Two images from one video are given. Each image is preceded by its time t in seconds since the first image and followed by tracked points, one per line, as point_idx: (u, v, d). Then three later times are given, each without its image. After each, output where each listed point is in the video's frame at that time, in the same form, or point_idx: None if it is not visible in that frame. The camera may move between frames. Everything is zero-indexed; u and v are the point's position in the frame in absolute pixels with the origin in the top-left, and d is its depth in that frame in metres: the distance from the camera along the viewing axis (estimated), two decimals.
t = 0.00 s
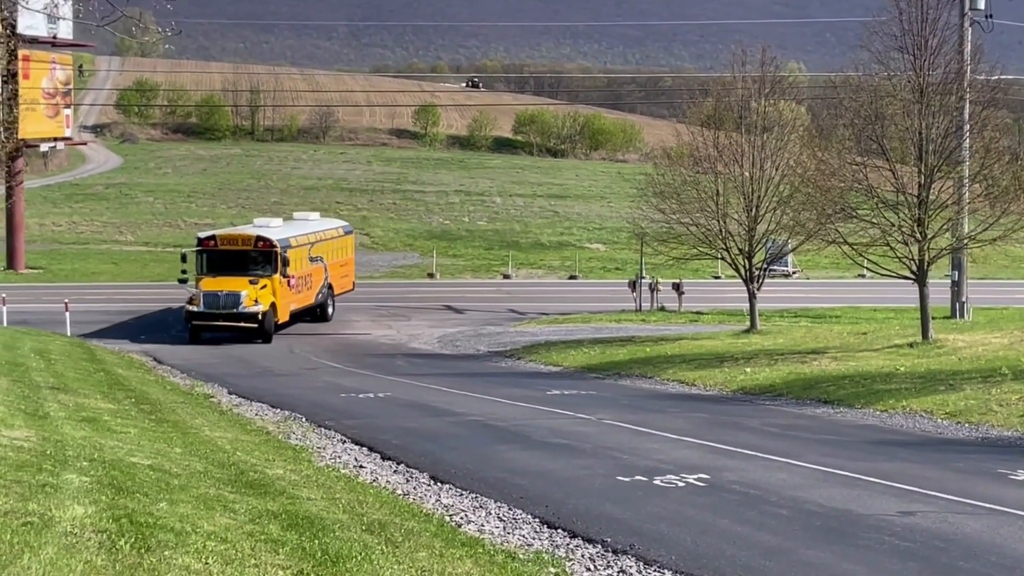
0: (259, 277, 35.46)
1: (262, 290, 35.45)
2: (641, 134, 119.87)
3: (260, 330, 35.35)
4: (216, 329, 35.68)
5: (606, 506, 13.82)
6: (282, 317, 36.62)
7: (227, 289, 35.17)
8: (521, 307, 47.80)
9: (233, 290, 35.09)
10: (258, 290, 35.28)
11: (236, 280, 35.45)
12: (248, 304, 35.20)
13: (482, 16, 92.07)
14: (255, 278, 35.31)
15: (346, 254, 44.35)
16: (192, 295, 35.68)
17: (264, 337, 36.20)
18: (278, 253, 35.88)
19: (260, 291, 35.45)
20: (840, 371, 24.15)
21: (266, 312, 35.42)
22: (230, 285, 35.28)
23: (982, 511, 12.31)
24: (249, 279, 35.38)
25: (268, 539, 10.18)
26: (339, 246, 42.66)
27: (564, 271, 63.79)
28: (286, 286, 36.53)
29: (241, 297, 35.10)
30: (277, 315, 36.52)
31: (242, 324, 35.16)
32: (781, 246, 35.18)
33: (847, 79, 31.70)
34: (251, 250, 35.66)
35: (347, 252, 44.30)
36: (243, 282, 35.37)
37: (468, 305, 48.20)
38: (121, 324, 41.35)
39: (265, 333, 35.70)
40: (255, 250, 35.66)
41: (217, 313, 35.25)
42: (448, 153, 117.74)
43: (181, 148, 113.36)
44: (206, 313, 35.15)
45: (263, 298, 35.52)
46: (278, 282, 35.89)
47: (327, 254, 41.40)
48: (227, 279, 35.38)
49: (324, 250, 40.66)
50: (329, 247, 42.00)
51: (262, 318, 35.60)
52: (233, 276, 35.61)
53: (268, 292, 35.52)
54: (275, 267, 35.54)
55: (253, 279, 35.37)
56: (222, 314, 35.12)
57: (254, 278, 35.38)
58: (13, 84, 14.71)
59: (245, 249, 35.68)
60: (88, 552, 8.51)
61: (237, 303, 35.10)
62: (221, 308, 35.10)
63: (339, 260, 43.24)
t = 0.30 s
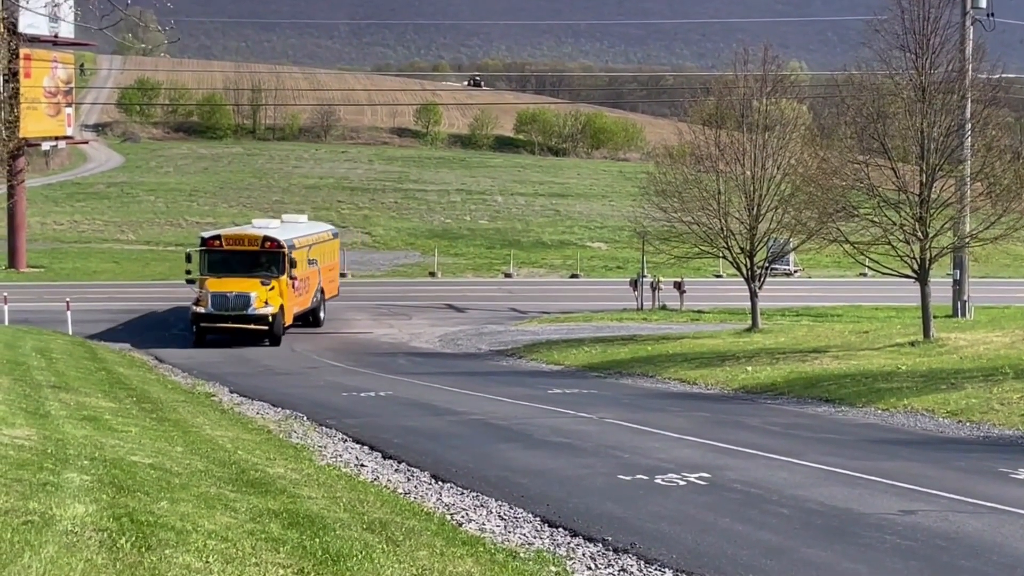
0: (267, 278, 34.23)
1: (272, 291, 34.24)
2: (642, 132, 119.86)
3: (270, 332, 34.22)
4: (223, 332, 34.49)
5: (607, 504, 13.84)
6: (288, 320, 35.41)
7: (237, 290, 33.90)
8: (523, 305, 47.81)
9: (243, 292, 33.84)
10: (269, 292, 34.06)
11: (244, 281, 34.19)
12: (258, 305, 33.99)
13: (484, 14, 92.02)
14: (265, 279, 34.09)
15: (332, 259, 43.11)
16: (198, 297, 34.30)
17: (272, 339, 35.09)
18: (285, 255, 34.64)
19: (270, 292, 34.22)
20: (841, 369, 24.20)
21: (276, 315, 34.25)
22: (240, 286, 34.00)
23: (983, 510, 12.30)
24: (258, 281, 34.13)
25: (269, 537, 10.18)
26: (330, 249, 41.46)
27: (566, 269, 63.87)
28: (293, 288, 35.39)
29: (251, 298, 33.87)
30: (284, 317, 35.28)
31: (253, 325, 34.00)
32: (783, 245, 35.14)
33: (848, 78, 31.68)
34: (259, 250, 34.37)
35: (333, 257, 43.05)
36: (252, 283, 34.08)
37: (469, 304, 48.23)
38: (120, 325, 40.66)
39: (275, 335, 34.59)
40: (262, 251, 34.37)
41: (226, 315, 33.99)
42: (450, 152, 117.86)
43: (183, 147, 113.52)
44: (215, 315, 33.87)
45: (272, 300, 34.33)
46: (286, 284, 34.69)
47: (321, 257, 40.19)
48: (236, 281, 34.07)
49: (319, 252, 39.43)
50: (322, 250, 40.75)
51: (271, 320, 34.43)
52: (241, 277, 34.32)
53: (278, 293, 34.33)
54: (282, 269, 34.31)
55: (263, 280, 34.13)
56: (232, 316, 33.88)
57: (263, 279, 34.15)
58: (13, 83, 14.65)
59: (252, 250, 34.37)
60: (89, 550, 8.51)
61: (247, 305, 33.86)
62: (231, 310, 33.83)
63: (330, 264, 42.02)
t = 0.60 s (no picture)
0: (277, 279, 32.32)
1: (283, 292, 32.34)
2: (643, 131, 119.87)
3: (282, 335, 32.42)
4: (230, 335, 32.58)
5: (608, 503, 13.84)
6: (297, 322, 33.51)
7: (247, 292, 31.92)
8: (525, 304, 47.84)
9: (254, 293, 31.89)
10: (280, 292, 32.18)
11: (254, 283, 32.24)
12: (269, 307, 32.10)
13: (485, 14, 92.05)
14: (275, 281, 32.19)
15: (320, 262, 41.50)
16: (205, 299, 32.22)
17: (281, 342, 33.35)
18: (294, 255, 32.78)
19: (281, 293, 32.34)
20: (841, 368, 24.21)
21: (287, 317, 32.42)
22: (249, 287, 32.01)
23: (983, 509, 12.28)
24: (268, 281, 32.23)
25: (269, 536, 10.20)
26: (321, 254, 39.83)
27: (566, 268, 63.93)
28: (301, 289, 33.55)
29: (263, 300, 31.95)
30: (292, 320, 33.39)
31: (264, 328, 32.14)
32: (783, 244, 35.14)
33: (849, 77, 31.70)
34: (266, 251, 32.40)
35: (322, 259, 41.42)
36: (261, 284, 32.17)
37: (470, 303, 48.28)
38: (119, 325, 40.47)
39: (286, 339, 32.80)
40: (271, 252, 32.41)
41: (236, 317, 32.03)
42: (450, 151, 117.97)
43: (184, 146, 113.69)
44: (225, 318, 31.90)
45: (283, 301, 32.46)
46: (295, 285, 32.81)
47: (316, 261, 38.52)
48: (245, 282, 32.13)
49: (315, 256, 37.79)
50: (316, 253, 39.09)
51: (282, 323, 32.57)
52: (249, 278, 32.35)
53: (288, 295, 32.48)
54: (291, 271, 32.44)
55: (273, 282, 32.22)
56: (243, 319, 31.95)
57: (274, 280, 32.26)
58: (13, 82, 14.61)
59: (260, 250, 32.39)
60: (89, 550, 8.52)
61: (258, 307, 31.93)
62: (241, 312, 31.88)
63: (322, 267, 40.37)
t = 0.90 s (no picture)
0: (285, 279, 31.88)
1: (292, 292, 31.91)
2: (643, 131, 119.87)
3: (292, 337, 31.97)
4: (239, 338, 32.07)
5: (607, 503, 13.85)
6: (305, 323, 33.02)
7: (255, 293, 31.45)
8: (524, 304, 47.84)
9: (264, 294, 31.42)
10: (289, 293, 31.73)
11: (261, 283, 31.76)
12: (279, 308, 31.64)
13: (484, 13, 92.03)
14: (284, 281, 31.74)
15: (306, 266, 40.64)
16: (212, 302, 31.70)
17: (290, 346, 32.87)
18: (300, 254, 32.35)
19: (290, 294, 31.88)
20: (840, 368, 24.22)
21: (298, 317, 31.97)
22: (257, 288, 31.54)
23: (983, 509, 12.27)
24: (277, 282, 31.78)
25: (268, 536, 10.20)
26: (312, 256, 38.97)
27: (565, 268, 63.92)
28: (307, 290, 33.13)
29: (273, 301, 31.51)
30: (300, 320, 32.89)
31: (275, 330, 31.70)
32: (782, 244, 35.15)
33: (848, 77, 31.72)
34: (272, 251, 31.94)
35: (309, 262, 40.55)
36: (269, 285, 31.70)
37: (470, 303, 48.28)
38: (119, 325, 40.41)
39: (296, 342, 32.34)
40: (277, 252, 31.96)
41: (246, 320, 31.59)
42: (450, 151, 117.96)
43: (183, 146, 113.66)
44: (234, 321, 31.41)
45: (291, 302, 32.01)
46: (302, 285, 32.38)
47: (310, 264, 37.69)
48: (252, 283, 31.65)
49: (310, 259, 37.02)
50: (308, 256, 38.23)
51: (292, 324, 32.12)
52: (256, 279, 31.85)
53: (298, 295, 32.05)
54: (299, 270, 31.98)
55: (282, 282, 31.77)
56: (253, 321, 31.47)
57: (282, 280, 31.80)
58: (13, 83, 14.64)
59: (264, 250, 31.94)
60: (87, 550, 8.51)
61: (268, 308, 31.51)
62: (252, 314, 31.43)
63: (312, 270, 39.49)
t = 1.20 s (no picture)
0: (294, 282, 30.57)
1: (301, 295, 30.63)
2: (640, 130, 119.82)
3: (301, 342, 30.87)
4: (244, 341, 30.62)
5: (605, 502, 13.85)
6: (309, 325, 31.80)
7: (265, 296, 30.09)
8: (522, 303, 47.82)
9: (274, 297, 30.09)
10: (300, 297, 30.51)
11: (270, 286, 30.40)
12: (289, 312, 30.40)
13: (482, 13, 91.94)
14: (293, 284, 30.44)
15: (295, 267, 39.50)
16: (218, 304, 30.22)
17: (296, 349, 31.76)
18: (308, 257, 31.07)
19: (301, 297, 30.64)
20: (838, 367, 24.19)
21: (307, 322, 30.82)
22: (267, 291, 30.18)
23: (981, 507, 12.27)
24: (286, 284, 30.46)
25: (266, 535, 10.21)
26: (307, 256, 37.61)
27: (563, 268, 63.88)
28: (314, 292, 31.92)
29: (283, 305, 30.21)
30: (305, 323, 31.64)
31: (284, 334, 30.49)
32: (779, 243, 35.10)
33: (845, 76, 31.73)
34: (280, 252, 30.60)
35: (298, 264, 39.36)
36: (279, 288, 30.37)
37: (467, 302, 48.24)
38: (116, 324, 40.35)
39: (304, 347, 31.26)
40: (285, 254, 30.63)
41: (254, 324, 30.18)
42: (447, 150, 117.90)
43: (181, 145, 113.57)
44: (242, 325, 30.03)
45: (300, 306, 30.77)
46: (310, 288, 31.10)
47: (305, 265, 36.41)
48: (261, 286, 30.26)
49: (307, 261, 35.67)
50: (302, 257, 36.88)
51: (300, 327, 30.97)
52: (264, 281, 30.46)
53: (306, 298, 30.83)
54: (308, 273, 30.72)
55: (291, 285, 30.48)
56: (263, 326, 30.18)
57: (293, 284, 30.52)
58: (10, 83, 14.59)
59: (272, 252, 30.58)
60: (85, 549, 8.52)
61: (278, 312, 30.20)
62: (261, 318, 30.08)
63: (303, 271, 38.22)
